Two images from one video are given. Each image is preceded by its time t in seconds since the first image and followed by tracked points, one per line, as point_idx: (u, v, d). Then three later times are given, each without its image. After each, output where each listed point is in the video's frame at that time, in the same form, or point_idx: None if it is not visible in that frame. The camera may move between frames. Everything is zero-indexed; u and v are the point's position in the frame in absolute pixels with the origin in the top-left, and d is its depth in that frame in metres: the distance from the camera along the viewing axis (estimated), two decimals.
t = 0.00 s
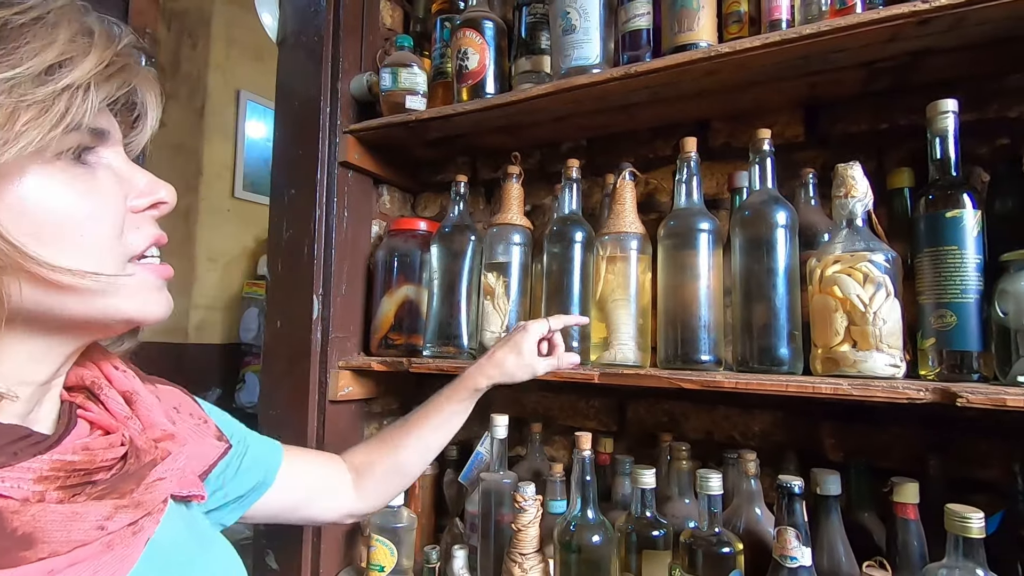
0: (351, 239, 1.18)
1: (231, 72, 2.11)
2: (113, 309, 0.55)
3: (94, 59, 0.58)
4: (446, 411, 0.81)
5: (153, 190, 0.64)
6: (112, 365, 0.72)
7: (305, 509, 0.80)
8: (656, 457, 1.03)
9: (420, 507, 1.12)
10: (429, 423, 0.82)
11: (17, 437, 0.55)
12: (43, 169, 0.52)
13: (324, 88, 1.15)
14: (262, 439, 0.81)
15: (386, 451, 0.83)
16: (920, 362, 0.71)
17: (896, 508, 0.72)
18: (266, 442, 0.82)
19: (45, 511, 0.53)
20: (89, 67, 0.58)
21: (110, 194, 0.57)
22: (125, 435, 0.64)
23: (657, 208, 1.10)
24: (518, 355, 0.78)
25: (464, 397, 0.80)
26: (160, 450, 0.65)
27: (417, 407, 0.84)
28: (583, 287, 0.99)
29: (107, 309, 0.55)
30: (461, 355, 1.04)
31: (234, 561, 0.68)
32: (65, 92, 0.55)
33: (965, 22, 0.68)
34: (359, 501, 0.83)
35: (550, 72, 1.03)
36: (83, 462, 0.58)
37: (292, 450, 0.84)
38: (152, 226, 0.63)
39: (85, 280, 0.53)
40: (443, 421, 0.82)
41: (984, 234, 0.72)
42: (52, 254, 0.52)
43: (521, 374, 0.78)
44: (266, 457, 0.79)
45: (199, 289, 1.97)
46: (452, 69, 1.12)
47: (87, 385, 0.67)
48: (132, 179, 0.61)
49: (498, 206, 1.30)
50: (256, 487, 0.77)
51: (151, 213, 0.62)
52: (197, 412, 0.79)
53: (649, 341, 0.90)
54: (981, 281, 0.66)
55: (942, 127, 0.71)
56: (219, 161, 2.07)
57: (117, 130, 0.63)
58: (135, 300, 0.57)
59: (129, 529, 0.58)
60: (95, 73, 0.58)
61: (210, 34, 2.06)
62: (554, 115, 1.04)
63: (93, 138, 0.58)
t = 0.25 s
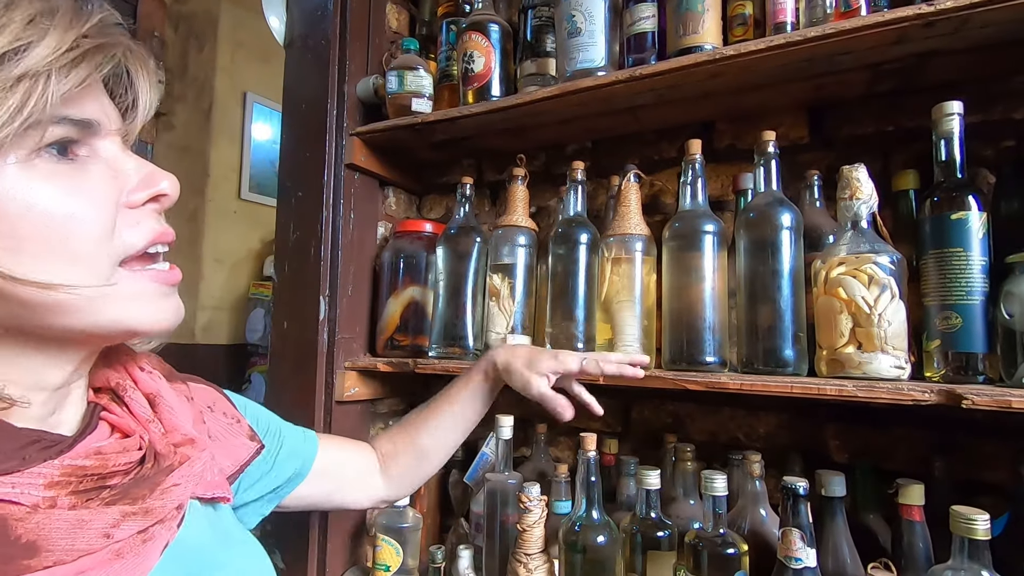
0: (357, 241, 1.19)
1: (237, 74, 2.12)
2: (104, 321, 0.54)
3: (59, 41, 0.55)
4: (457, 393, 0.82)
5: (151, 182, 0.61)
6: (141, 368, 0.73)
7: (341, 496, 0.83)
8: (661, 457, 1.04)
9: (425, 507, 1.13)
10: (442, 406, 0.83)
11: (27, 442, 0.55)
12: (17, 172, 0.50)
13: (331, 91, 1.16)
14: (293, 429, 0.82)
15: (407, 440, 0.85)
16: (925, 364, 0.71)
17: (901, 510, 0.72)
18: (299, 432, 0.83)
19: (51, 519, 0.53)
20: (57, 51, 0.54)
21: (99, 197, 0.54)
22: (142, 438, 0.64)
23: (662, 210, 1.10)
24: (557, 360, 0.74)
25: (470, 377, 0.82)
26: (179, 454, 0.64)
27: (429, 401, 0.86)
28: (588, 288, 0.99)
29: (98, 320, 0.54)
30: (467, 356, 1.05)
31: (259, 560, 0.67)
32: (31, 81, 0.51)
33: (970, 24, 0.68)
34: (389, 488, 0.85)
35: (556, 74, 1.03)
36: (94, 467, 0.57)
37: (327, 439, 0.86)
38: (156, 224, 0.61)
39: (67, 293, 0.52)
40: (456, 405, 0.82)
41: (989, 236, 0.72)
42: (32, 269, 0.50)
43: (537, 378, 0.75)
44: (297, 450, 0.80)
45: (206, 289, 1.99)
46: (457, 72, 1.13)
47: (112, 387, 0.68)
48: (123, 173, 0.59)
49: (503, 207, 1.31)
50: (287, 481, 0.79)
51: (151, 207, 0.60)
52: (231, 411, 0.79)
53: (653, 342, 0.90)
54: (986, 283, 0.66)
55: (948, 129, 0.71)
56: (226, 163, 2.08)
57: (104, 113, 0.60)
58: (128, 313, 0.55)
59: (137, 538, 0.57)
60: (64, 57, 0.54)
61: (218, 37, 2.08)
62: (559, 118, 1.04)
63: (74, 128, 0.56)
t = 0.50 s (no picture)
0: (359, 242, 1.20)
1: (241, 76, 2.13)
2: (118, 320, 0.52)
3: (76, 38, 0.53)
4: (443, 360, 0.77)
5: (171, 183, 0.59)
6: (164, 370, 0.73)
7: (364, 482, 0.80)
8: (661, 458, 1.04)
9: (427, 507, 1.13)
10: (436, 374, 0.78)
11: (59, 439, 0.53)
12: (36, 169, 0.48)
13: (334, 93, 1.16)
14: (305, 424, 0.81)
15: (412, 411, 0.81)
16: (926, 364, 0.71)
17: (902, 510, 0.72)
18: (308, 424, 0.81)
19: (84, 516, 0.51)
20: (75, 49, 0.52)
21: (121, 194, 0.53)
22: (167, 438, 0.63)
23: (663, 211, 1.10)
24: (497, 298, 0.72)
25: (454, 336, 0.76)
26: (203, 454, 0.63)
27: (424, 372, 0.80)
28: (589, 288, 1.00)
29: (114, 319, 0.52)
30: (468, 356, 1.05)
31: (276, 560, 0.66)
32: (46, 78, 0.50)
33: (970, 25, 0.68)
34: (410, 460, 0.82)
35: (557, 76, 1.04)
36: (122, 465, 0.56)
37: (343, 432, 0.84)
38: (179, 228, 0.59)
39: (80, 292, 0.50)
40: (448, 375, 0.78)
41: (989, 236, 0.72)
42: (48, 264, 0.49)
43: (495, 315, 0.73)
44: (310, 443, 0.79)
45: (210, 290, 2.00)
46: (459, 73, 1.13)
47: (136, 387, 0.67)
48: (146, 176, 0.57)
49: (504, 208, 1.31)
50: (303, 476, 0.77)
51: (172, 209, 0.58)
52: (246, 411, 0.79)
53: (654, 342, 0.91)
54: (987, 283, 0.66)
55: (948, 129, 0.71)
56: (230, 165, 2.09)
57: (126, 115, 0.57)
58: (143, 315, 0.53)
59: (165, 537, 0.56)
60: (82, 56, 0.53)
61: (222, 40, 2.09)
62: (561, 119, 1.05)
63: (95, 128, 0.54)
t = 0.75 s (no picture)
0: (360, 241, 1.20)
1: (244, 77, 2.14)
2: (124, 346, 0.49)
3: (152, 74, 0.50)
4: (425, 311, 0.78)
5: (209, 218, 0.56)
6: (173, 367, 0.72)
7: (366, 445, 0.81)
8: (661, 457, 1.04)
9: (427, 506, 1.13)
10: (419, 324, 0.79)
11: (60, 432, 0.53)
12: (76, 189, 0.46)
13: (335, 93, 1.16)
14: (296, 399, 0.81)
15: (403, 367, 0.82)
16: (926, 364, 0.71)
17: (902, 510, 0.72)
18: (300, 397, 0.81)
19: (86, 506, 0.51)
20: (149, 84, 0.50)
21: (155, 222, 0.50)
22: (169, 431, 0.62)
23: (663, 211, 1.10)
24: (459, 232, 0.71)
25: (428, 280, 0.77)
26: (205, 450, 0.63)
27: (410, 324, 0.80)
28: (589, 288, 1.00)
29: (123, 343, 0.49)
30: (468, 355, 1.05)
31: (272, 550, 0.66)
32: (112, 111, 0.47)
33: (970, 24, 0.68)
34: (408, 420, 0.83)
35: (558, 75, 1.04)
36: (123, 458, 0.56)
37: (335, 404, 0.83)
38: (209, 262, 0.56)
39: (91, 315, 0.47)
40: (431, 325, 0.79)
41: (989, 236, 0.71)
42: (68, 285, 0.46)
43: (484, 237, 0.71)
44: (301, 418, 0.79)
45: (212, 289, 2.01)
46: (460, 73, 1.13)
47: (144, 383, 0.67)
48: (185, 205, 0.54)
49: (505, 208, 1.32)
50: (298, 455, 0.78)
51: (204, 245, 0.55)
52: (239, 405, 0.77)
53: (654, 342, 0.91)
54: (987, 283, 0.66)
55: (948, 129, 0.71)
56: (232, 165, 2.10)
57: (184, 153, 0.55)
58: (150, 340, 0.50)
59: (166, 528, 0.55)
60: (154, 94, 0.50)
61: (225, 41, 2.10)
62: (561, 118, 1.05)
63: (150, 162, 0.51)
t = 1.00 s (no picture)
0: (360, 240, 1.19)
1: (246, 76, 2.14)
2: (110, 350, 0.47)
3: (143, 64, 0.47)
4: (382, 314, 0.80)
5: (211, 221, 0.52)
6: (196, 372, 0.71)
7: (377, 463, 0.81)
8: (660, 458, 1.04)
9: (426, 505, 1.13)
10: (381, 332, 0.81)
11: (90, 428, 0.52)
12: (64, 184, 0.44)
13: (335, 92, 1.16)
14: (307, 411, 0.79)
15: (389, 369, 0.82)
16: (926, 366, 0.71)
17: (902, 511, 0.72)
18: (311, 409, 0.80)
19: (113, 504, 0.50)
20: (138, 74, 0.47)
21: (147, 223, 0.47)
22: (194, 432, 0.61)
23: (663, 210, 1.10)
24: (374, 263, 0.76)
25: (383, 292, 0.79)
26: (226, 453, 0.62)
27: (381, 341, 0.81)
28: (588, 288, 1.00)
29: (108, 347, 0.47)
30: (468, 355, 1.05)
31: (287, 556, 0.64)
32: (90, 103, 0.44)
33: (971, 24, 0.67)
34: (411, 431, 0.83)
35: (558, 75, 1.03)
36: (149, 456, 0.54)
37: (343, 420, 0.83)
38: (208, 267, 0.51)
39: (72, 317, 0.45)
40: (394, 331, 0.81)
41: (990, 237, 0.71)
42: (50, 284, 0.44)
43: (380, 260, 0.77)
44: (310, 432, 0.77)
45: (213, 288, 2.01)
46: (460, 72, 1.13)
47: (169, 383, 0.65)
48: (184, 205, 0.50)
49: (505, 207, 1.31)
50: (309, 463, 0.76)
51: (204, 246, 0.51)
52: (255, 407, 0.75)
53: (653, 342, 0.90)
54: (988, 283, 0.66)
55: (950, 129, 0.71)
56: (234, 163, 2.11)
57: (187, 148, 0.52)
58: (133, 348, 0.47)
59: (188, 529, 0.54)
60: (145, 86, 0.47)
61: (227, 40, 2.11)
62: (562, 118, 1.05)
63: (141, 155, 0.48)
